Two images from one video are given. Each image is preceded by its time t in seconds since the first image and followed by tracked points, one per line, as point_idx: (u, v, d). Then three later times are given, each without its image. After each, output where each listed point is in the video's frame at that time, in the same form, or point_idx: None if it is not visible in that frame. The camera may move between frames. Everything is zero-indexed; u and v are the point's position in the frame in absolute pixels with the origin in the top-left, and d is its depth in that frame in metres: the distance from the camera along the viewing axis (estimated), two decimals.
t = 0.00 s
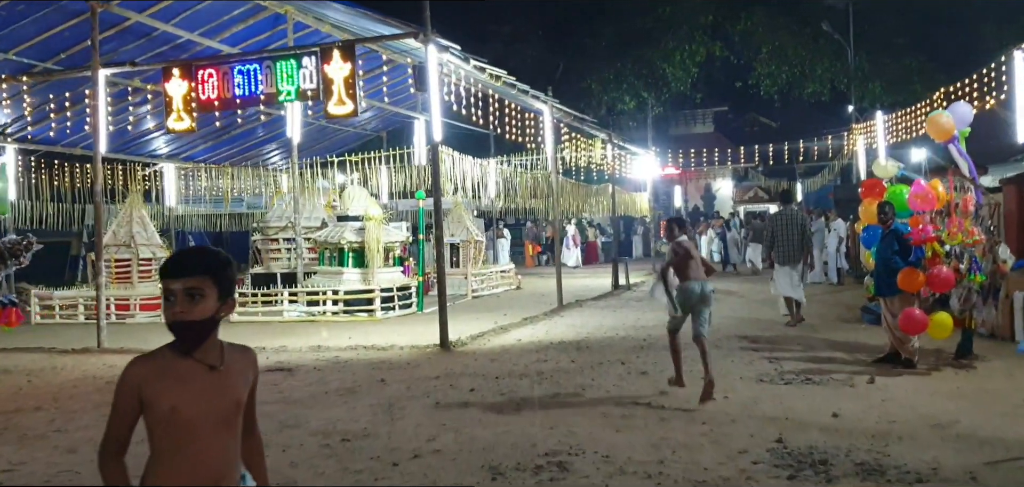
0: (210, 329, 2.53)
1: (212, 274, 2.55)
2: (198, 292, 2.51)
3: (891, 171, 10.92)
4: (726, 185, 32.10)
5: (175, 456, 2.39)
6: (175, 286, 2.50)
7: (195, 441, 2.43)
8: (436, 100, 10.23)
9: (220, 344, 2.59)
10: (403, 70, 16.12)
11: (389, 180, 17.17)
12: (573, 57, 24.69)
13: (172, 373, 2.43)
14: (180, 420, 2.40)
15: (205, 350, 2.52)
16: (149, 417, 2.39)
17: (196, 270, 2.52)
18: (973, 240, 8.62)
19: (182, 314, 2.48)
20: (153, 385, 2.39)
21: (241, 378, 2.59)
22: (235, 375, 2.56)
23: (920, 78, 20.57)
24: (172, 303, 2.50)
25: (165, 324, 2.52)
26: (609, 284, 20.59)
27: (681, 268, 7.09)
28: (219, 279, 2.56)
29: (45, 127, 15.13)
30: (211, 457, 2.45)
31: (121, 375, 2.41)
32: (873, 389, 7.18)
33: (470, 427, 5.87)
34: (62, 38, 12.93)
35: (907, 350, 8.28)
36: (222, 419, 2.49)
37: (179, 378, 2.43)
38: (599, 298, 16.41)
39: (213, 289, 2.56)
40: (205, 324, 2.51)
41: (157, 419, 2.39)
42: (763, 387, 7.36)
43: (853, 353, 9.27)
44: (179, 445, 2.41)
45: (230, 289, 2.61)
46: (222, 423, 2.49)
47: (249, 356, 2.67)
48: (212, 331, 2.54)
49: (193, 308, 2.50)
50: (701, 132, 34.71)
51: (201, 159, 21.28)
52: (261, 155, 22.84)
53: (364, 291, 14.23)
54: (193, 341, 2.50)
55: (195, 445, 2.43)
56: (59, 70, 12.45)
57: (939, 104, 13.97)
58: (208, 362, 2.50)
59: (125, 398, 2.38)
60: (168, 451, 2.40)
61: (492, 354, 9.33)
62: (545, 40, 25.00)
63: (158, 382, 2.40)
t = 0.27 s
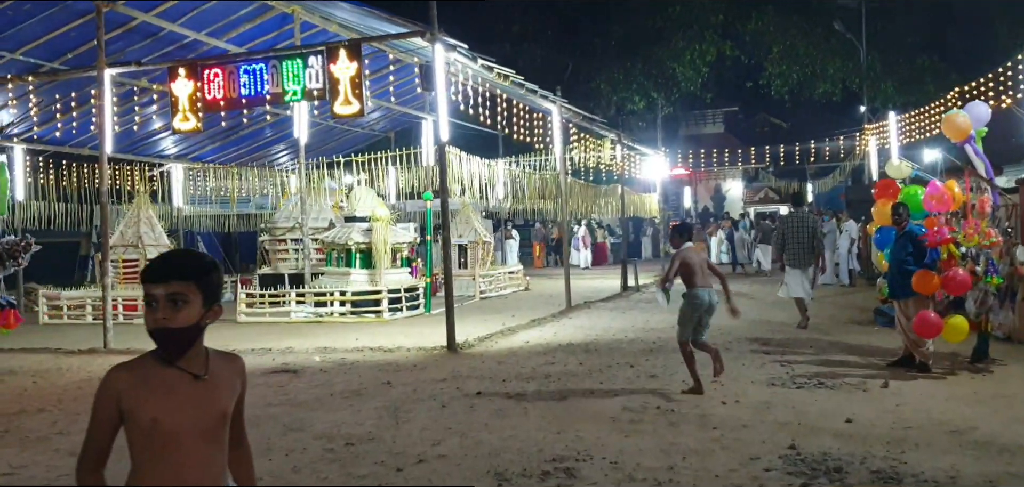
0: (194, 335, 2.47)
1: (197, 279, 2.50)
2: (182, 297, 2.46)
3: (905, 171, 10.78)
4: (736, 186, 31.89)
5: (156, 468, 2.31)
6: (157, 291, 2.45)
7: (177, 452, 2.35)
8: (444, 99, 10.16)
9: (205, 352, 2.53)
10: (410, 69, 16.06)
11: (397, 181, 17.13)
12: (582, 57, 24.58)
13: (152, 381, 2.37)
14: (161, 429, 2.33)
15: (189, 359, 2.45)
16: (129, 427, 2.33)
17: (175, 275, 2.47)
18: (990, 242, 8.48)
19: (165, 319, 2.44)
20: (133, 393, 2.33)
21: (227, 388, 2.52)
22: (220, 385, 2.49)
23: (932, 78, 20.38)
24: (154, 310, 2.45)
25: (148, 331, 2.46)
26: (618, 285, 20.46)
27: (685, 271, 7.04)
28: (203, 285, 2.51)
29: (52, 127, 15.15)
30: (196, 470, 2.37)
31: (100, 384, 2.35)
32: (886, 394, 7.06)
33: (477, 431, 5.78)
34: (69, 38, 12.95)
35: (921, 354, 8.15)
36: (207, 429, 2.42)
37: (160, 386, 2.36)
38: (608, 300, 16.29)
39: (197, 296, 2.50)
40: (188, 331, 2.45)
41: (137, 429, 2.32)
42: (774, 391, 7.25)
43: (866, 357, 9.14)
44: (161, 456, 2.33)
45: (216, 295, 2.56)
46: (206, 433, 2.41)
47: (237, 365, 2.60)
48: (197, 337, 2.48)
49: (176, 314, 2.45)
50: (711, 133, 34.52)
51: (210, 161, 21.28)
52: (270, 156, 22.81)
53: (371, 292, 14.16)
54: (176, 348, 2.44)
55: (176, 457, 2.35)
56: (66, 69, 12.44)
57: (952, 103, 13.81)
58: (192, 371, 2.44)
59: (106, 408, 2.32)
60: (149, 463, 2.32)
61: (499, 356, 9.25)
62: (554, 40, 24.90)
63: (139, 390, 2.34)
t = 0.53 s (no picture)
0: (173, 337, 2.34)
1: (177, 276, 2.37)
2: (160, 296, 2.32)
3: (930, 169, 10.52)
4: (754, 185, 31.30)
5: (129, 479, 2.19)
6: (133, 289, 2.31)
7: (152, 460, 2.23)
8: (457, 96, 10.02)
9: (185, 355, 2.41)
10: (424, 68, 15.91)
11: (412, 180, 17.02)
12: (600, 55, 24.37)
13: (125, 385, 2.24)
14: (134, 437, 2.21)
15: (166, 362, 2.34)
16: (100, 435, 2.21)
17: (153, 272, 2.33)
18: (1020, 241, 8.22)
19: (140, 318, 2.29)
20: (105, 398, 2.21)
21: (207, 393, 2.40)
22: (200, 390, 2.38)
23: (956, 75, 20.03)
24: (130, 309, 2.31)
25: (123, 330, 2.33)
26: (634, 285, 20.25)
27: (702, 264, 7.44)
28: (183, 283, 2.37)
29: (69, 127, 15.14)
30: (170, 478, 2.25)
31: (70, 388, 2.23)
32: (912, 398, 6.84)
33: (488, 434, 5.63)
34: (86, 38, 12.90)
35: (947, 356, 7.91)
36: (184, 437, 2.30)
37: (134, 392, 2.24)
38: (624, 300, 16.10)
39: (176, 295, 2.36)
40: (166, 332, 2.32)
41: (108, 435, 2.21)
42: (795, 394, 7.04)
43: (889, 359, 8.90)
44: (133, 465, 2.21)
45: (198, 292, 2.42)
46: (182, 440, 2.29)
47: (218, 368, 2.49)
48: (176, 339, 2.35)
49: (151, 313, 2.31)
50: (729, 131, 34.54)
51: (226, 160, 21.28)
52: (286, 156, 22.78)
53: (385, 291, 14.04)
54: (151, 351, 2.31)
55: (150, 465, 2.23)
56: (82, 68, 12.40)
57: (977, 100, 13.50)
58: (170, 375, 2.32)
59: (76, 413, 2.20)
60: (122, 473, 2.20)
61: (513, 356, 9.09)
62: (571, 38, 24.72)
63: (111, 397, 2.22)
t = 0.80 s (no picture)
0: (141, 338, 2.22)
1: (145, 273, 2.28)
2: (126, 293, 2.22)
3: (951, 163, 10.27)
4: (771, 182, 30.94)
5: None
6: (95, 286, 2.20)
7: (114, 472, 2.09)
8: (469, 92, 9.89)
9: (152, 360, 2.28)
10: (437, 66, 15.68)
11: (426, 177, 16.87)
12: (614, 52, 24.20)
13: (87, 387, 2.11)
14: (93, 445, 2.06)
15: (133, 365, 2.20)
16: (58, 445, 2.07)
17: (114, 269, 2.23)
18: None
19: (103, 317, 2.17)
20: (64, 403, 2.07)
21: (176, 401, 2.28)
22: (169, 398, 2.25)
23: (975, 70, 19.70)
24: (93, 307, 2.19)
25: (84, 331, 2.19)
26: (650, 283, 20.04)
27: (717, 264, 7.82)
28: (150, 278, 2.28)
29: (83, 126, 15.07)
30: None
31: (27, 395, 2.10)
32: (936, 399, 6.63)
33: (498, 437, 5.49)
34: (98, 37, 12.80)
35: (972, 357, 7.68)
36: (151, 447, 2.16)
37: (96, 398, 2.10)
38: (639, 298, 15.92)
39: (141, 293, 2.26)
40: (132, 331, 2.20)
41: (66, 443, 2.06)
42: (816, 396, 6.84)
43: (911, 359, 8.67)
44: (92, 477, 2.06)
45: (166, 289, 2.35)
46: (148, 449, 2.16)
47: (188, 375, 2.37)
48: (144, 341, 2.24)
49: (115, 313, 2.19)
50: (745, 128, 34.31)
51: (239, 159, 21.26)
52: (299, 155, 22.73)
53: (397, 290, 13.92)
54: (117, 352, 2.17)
55: (112, 477, 2.08)
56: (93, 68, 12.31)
57: (1000, 93, 13.21)
58: (136, 381, 2.19)
59: (33, 418, 2.07)
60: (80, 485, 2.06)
61: (525, 356, 8.94)
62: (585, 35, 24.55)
63: (70, 404, 2.07)
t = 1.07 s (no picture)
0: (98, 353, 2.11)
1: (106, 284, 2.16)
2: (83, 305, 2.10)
3: (972, 165, 10.08)
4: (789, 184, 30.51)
5: None
6: (49, 296, 2.09)
7: None
8: (480, 92, 9.79)
9: (115, 378, 2.18)
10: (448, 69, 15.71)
11: (440, 178, 16.78)
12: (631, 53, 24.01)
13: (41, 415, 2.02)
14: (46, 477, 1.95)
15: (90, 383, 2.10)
16: (9, 475, 1.96)
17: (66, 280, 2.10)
18: None
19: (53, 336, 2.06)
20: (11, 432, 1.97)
21: (138, 424, 2.16)
22: (130, 420, 2.14)
23: (996, 70, 19.40)
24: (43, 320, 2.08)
25: (38, 350, 2.08)
26: (666, 286, 19.84)
27: (734, 260, 8.42)
28: (108, 291, 2.15)
29: (96, 127, 15.15)
30: None
31: None
32: (960, 407, 6.43)
33: (508, 445, 5.36)
34: (110, 37, 12.83)
35: (996, 363, 7.46)
36: (114, 476, 2.05)
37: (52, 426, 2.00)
38: (655, 301, 15.73)
39: (100, 305, 2.14)
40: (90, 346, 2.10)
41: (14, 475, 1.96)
42: (834, 403, 6.66)
43: (933, 364, 8.45)
44: None
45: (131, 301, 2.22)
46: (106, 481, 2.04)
47: (154, 394, 2.25)
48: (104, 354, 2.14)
49: (70, 327, 2.08)
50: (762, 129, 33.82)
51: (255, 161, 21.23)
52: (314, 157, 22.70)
53: (410, 292, 13.81)
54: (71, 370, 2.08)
55: None
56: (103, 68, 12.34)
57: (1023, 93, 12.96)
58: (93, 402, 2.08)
59: None
60: None
61: (538, 360, 8.81)
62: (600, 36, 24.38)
63: (18, 429, 1.99)
